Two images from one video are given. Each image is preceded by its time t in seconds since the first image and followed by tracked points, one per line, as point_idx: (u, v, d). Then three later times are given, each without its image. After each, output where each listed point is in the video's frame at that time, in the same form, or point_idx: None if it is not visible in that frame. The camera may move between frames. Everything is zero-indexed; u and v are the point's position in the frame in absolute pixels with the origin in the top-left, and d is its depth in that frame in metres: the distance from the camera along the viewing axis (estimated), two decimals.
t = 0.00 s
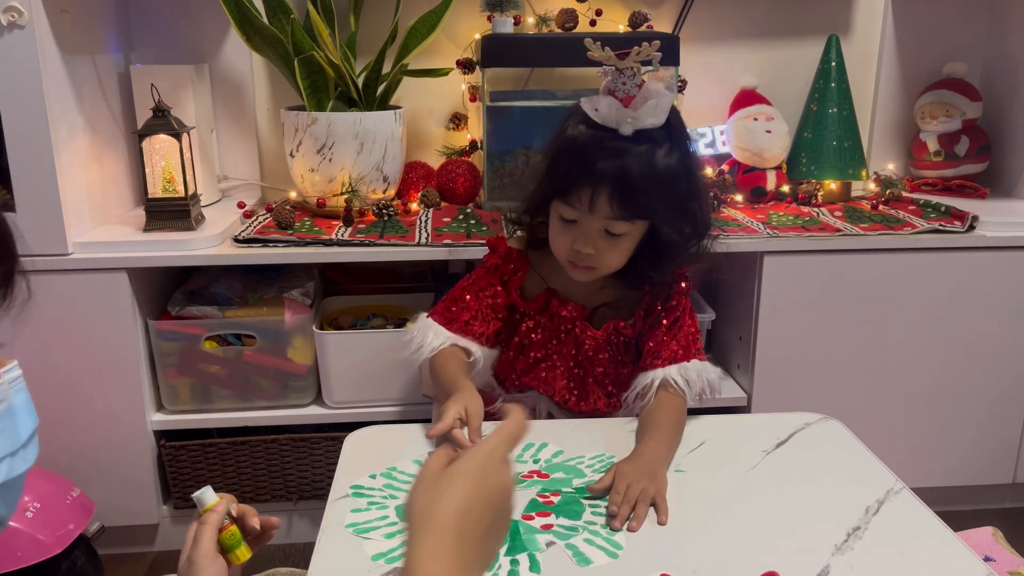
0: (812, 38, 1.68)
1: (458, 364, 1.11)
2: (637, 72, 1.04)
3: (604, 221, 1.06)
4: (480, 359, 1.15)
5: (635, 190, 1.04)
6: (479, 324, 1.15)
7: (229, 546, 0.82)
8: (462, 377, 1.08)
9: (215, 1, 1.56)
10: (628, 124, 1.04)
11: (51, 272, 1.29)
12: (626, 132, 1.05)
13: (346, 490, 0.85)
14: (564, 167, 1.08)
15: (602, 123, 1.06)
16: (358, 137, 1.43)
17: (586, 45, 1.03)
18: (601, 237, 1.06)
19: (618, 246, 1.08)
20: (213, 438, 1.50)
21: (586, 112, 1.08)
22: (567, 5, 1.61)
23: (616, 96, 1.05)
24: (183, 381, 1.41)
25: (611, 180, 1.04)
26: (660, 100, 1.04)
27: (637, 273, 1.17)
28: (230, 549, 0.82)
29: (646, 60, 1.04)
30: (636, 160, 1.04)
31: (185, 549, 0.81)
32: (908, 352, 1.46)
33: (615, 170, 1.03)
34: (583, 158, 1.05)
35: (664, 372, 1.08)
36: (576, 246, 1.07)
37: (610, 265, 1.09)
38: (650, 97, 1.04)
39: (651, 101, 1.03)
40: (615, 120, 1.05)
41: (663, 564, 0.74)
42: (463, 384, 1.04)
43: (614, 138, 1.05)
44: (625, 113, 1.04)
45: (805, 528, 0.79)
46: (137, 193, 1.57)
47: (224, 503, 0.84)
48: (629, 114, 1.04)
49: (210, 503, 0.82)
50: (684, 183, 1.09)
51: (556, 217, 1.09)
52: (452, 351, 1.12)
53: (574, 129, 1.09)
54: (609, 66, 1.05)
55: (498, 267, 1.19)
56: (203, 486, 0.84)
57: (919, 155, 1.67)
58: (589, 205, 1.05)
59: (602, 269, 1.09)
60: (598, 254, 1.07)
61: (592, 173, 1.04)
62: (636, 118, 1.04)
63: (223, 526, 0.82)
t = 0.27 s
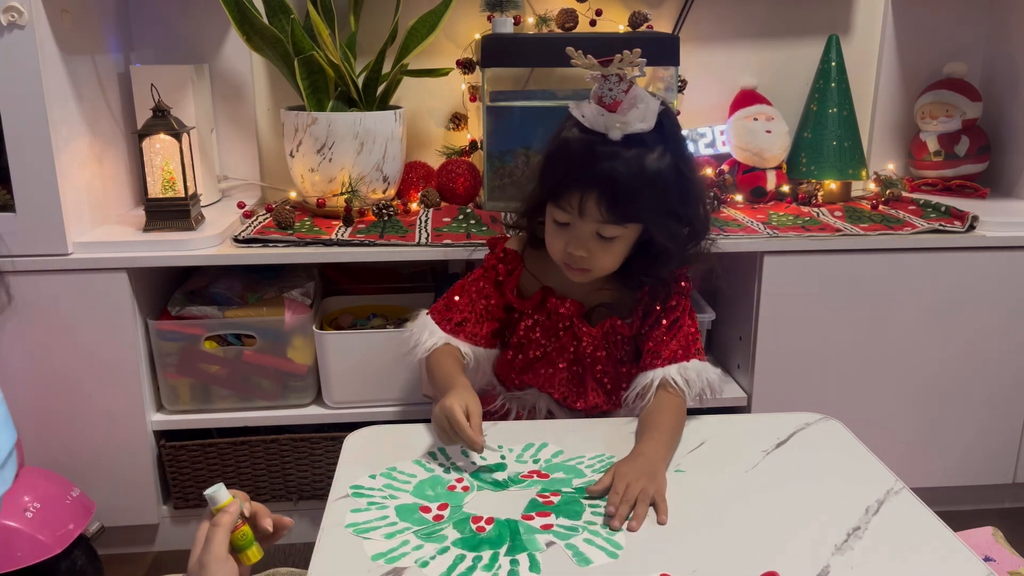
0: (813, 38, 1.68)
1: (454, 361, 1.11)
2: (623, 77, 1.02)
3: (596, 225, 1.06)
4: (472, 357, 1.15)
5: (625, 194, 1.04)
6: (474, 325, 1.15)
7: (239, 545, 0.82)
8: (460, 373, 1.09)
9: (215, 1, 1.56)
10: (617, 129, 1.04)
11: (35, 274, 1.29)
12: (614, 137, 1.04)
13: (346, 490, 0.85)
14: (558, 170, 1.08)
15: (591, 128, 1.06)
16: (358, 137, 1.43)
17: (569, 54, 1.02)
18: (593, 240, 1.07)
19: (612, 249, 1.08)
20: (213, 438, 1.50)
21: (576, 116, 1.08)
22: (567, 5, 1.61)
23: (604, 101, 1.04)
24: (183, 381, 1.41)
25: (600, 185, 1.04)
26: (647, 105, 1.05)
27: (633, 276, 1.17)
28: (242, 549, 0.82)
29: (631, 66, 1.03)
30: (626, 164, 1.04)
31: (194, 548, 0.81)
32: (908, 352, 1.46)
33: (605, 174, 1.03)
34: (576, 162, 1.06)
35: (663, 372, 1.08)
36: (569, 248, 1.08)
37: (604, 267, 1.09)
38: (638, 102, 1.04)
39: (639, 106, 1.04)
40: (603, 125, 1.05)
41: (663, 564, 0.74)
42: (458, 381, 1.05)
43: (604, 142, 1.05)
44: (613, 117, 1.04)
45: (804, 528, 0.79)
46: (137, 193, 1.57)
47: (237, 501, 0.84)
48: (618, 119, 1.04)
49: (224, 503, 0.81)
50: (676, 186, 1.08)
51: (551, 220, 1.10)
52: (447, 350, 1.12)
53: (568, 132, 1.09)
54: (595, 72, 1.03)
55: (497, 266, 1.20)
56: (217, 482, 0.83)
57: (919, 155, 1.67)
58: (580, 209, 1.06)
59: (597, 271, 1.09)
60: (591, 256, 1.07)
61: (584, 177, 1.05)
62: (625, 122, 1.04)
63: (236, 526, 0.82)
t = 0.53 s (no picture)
0: (812, 38, 1.68)
1: (455, 364, 1.11)
2: (615, 77, 1.03)
3: (593, 224, 1.06)
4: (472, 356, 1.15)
5: (621, 193, 1.04)
6: (475, 324, 1.15)
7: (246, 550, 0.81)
8: (460, 377, 1.09)
9: (215, 1, 1.56)
10: (612, 128, 1.04)
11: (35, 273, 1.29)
12: (609, 137, 1.04)
13: (346, 490, 0.85)
14: (556, 169, 1.09)
15: (586, 128, 1.07)
16: (358, 137, 1.43)
17: (560, 55, 1.03)
18: (591, 239, 1.07)
19: (610, 249, 1.08)
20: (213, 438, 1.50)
21: (572, 116, 1.09)
22: (567, 5, 1.61)
23: (598, 101, 1.04)
24: (183, 381, 1.41)
25: (596, 184, 1.04)
26: (641, 104, 1.04)
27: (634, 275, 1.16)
28: (248, 554, 0.81)
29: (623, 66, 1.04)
30: (622, 163, 1.04)
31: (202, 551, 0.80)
32: (908, 352, 1.46)
33: (602, 173, 1.04)
34: (572, 162, 1.06)
35: (664, 371, 1.08)
36: (568, 248, 1.08)
37: (603, 267, 1.09)
38: (631, 102, 1.03)
39: (633, 105, 1.03)
40: (598, 125, 1.05)
41: (663, 564, 0.74)
42: (457, 386, 1.05)
43: (599, 142, 1.05)
44: (607, 117, 1.04)
45: (804, 527, 0.79)
46: (137, 193, 1.57)
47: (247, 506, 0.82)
48: (613, 119, 1.04)
49: (234, 510, 0.79)
50: (673, 185, 1.08)
51: (549, 221, 1.11)
52: (447, 349, 1.12)
53: (565, 132, 1.10)
54: (588, 73, 1.04)
55: (497, 265, 1.20)
56: (227, 484, 0.81)
57: (919, 155, 1.67)
58: (576, 209, 1.06)
59: (596, 271, 1.09)
60: (590, 256, 1.07)
61: (581, 176, 1.05)
62: (620, 121, 1.04)
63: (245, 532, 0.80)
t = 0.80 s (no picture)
0: (812, 38, 1.68)
1: (453, 365, 1.11)
2: (614, 80, 1.02)
3: (592, 227, 1.06)
4: (472, 355, 1.15)
5: (621, 196, 1.04)
6: (475, 323, 1.15)
7: (251, 552, 0.80)
8: (460, 378, 1.09)
9: (215, 1, 1.56)
10: (611, 131, 1.04)
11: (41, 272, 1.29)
12: (608, 140, 1.04)
13: (346, 490, 0.85)
14: (555, 171, 1.09)
15: (585, 131, 1.06)
16: (358, 137, 1.43)
17: (557, 59, 1.02)
18: (591, 241, 1.07)
19: (610, 250, 1.08)
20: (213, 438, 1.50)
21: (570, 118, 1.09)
22: (567, 5, 1.61)
23: (596, 104, 1.04)
24: (183, 381, 1.41)
25: (595, 186, 1.04)
26: (640, 107, 1.04)
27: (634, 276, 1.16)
28: (253, 556, 0.80)
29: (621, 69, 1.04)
30: (621, 166, 1.04)
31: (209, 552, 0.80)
32: (907, 352, 1.46)
33: (601, 175, 1.04)
34: (571, 164, 1.06)
35: (664, 371, 1.08)
36: (568, 250, 1.08)
37: (603, 269, 1.09)
38: (629, 104, 1.03)
39: (632, 107, 1.03)
40: (597, 128, 1.05)
41: (663, 564, 0.74)
42: (456, 387, 1.05)
43: (598, 144, 1.05)
44: (607, 120, 1.03)
45: (804, 527, 0.79)
46: (137, 193, 1.57)
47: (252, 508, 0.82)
48: (612, 122, 1.03)
49: (240, 510, 0.79)
50: (672, 187, 1.08)
51: (549, 223, 1.11)
52: (447, 350, 1.12)
53: (565, 133, 1.10)
54: (585, 76, 1.03)
55: (497, 265, 1.20)
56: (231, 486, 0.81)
57: (919, 155, 1.67)
58: (575, 211, 1.06)
59: (596, 273, 1.10)
60: (590, 258, 1.07)
61: (581, 178, 1.05)
62: (619, 124, 1.03)
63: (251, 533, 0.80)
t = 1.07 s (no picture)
0: (812, 38, 1.68)
1: (453, 366, 1.11)
2: (613, 82, 1.02)
3: (592, 229, 1.06)
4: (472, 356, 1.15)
5: (621, 197, 1.04)
6: (475, 324, 1.15)
7: (256, 553, 0.80)
8: (459, 379, 1.09)
9: (214, 1, 1.56)
10: (611, 133, 1.04)
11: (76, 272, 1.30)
12: (608, 142, 1.04)
13: (346, 490, 0.85)
14: (555, 173, 1.09)
15: (584, 133, 1.06)
16: (358, 137, 1.43)
17: (557, 61, 1.02)
18: (591, 243, 1.07)
19: (610, 252, 1.08)
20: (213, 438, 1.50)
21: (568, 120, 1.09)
22: (567, 5, 1.61)
23: (595, 106, 1.04)
24: (183, 381, 1.41)
25: (595, 188, 1.04)
26: (639, 108, 1.04)
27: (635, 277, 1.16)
28: (258, 558, 0.80)
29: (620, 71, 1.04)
30: (621, 167, 1.04)
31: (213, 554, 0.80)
32: (907, 352, 1.46)
33: (601, 177, 1.04)
34: (571, 166, 1.06)
35: (664, 372, 1.08)
36: (568, 252, 1.08)
37: (603, 271, 1.09)
38: (628, 106, 1.03)
39: (631, 109, 1.03)
40: (596, 130, 1.05)
41: (663, 564, 0.74)
42: (456, 387, 1.05)
43: (597, 146, 1.05)
44: (606, 122, 1.03)
45: (805, 527, 0.79)
46: (137, 193, 1.57)
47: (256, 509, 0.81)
48: (611, 124, 1.03)
49: (246, 512, 0.78)
50: (672, 188, 1.08)
51: (549, 225, 1.11)
52: (447, 351, 1.12)
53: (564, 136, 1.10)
54: (585, 78, 1.03)
55: (497, 266, 1.19)
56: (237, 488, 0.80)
57: (919, 155, 1.67)
58: (575, 214, 1.06)
59: (596, 275, 1.09)
60: (590, 260, 1.07)
61: (581, 181, 1.05)
62: (618, 126, 1.03)
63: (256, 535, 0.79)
